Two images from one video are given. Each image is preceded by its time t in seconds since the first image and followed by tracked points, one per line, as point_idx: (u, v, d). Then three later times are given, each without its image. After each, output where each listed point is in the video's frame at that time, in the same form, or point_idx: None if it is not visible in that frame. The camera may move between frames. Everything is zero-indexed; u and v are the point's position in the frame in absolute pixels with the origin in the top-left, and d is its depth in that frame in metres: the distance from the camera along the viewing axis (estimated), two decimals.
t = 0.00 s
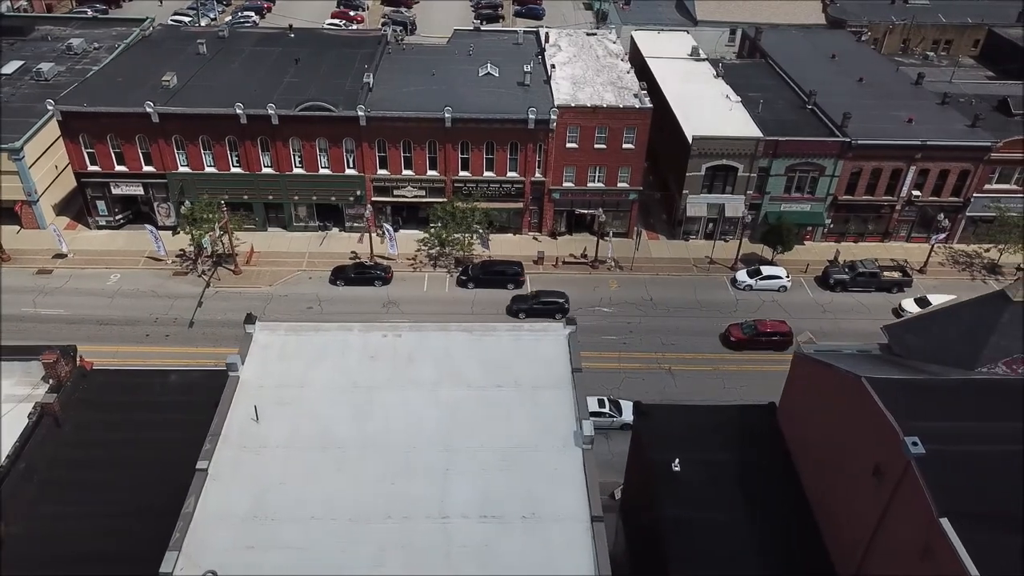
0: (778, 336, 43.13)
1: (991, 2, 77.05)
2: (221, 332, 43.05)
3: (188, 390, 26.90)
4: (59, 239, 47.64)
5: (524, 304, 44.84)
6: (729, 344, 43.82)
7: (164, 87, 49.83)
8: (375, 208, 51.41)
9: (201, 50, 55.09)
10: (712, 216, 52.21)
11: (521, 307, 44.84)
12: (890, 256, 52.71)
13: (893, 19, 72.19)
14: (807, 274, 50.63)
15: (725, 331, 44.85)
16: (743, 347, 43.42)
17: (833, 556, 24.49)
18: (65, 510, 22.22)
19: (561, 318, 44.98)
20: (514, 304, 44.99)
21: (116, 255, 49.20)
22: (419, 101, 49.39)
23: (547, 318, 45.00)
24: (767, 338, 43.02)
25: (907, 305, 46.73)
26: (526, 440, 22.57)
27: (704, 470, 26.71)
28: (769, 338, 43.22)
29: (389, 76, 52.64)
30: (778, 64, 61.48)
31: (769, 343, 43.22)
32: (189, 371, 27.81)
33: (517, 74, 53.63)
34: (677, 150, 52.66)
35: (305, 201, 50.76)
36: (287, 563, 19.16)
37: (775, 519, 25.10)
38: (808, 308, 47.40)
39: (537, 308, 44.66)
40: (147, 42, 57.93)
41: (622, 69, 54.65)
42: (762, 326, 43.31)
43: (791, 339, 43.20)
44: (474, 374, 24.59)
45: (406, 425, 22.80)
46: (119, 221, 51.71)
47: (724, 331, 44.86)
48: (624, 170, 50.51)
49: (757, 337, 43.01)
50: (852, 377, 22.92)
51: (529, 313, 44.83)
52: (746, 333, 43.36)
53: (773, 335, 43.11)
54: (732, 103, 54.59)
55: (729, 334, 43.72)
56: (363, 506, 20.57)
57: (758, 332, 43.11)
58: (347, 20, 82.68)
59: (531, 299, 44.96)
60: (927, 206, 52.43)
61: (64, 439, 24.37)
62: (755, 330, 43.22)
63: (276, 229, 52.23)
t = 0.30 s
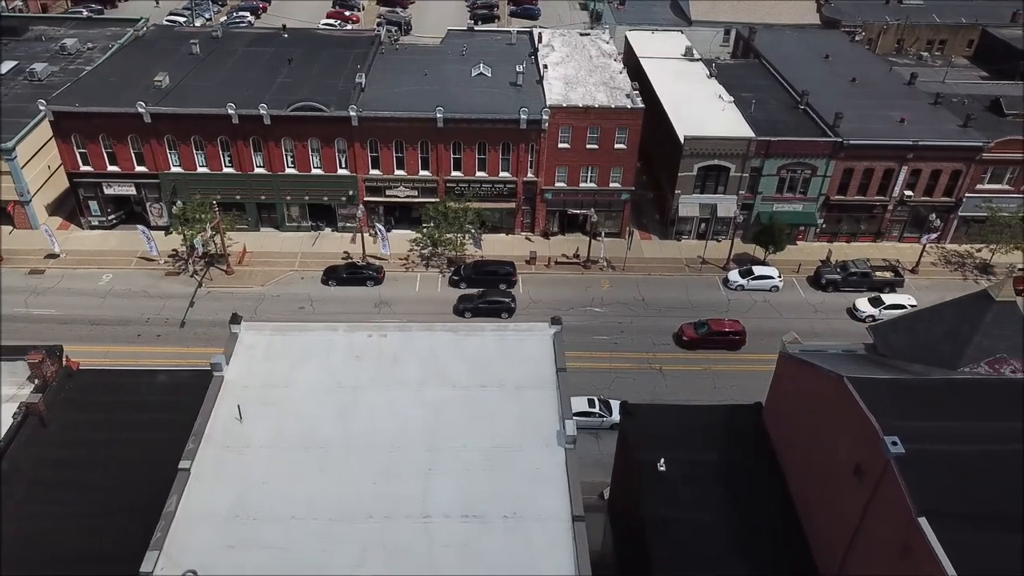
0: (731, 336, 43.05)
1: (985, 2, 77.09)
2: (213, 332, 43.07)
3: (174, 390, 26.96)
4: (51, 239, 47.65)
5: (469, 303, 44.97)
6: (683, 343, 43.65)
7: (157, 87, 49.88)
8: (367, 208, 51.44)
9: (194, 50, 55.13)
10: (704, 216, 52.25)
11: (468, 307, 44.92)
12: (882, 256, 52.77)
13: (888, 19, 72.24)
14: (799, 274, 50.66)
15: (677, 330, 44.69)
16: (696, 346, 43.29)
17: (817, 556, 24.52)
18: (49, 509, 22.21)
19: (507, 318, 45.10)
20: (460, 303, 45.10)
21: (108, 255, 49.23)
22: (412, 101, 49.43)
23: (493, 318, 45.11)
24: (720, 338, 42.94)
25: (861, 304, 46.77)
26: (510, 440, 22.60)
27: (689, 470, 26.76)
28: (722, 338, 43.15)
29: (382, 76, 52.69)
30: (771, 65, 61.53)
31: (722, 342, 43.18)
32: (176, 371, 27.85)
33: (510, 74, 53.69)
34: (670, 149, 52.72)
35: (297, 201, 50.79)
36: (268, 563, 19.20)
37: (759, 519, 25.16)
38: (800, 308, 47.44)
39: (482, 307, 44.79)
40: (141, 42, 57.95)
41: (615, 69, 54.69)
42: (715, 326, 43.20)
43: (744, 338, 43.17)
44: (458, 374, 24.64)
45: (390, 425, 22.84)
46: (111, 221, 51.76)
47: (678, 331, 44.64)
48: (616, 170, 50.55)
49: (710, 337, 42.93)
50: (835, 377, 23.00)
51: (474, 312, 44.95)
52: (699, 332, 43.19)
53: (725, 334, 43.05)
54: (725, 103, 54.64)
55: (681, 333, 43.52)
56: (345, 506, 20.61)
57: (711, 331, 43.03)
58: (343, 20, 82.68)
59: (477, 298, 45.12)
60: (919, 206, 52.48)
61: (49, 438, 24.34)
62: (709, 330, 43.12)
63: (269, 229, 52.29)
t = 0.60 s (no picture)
0: (682, 334, 43.01)
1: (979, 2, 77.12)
2: (204, 332, 43.09)
3: (160, 389, 27.03)
4: (42, 239, 47.64)
5: (414, 302, 44.86)
6: (635, 342, 43.52)
7: (149, 87, 49.91)
8: (359, 207, 51.49)
9: (187, 50, 55.18)
10: (697, 216, 52.30)
11: (413, 306, 44.83)
12: (874, 256, 52.83)
13: (882, 19, 72.29)
14: (791, 274, 50.70)
15: (630, 328, 44.58)
16: (648, 344, 43.22)
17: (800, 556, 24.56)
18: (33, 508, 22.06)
19: (452, 316, 45.05)
20: (405, 301, 44.97)
21: (100, 255, 49.27)
22: (404, 101, 49.49)
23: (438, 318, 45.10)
24: (671, 337, 42.94)
25: (814, 303, 46.58)
26: (493, 439, 22.64)
27: (674, 469, 26.80)
28: (673, 336, 43.11)
29: (374, 76, 52.77)
30: (764, 65, 61.59)
31: (673, 340, 43.14)
32: (162, 370, 27.88)
33: (502, 74, 53.75)
34: (662, 148, 52.78)
35: (289, 201, 50.83)
36: (248, 561, 19.24)
37: (743, 519, 25.20)
38: (791, 308, 47.47)
39: (426, 305, 44.73)
40: (134, 42, 57.98)
41: (608, 69, 54.76)
42: (667, 325, 43.19)
43: (695, 338, 43.19)
44: (442, 373, 24.69)
45: (373, 424, 22.89)
46: (104, 221, 51.78)
47: (630, 329, 44.55)
48: (608, 170, 50.60)
49: (662, 336, 42.91)
50: (817, 376, 23.09)
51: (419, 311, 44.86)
52: (651, 331, 43.12)
53: (677, 333, 43.01)
54: (717, 103, 54.69)
55: (634, 331, 43.35)
56: (327, 505, 20.64)
57: (663, 330, 43.02)
58: (338, 20, 82.70)
59: (423, 297, 45.02)
60: (911, 206, 52.54)
61: (35, 437, 24.12)
62: (661, 329, 43.10)
63: (261, 229, 52.36)
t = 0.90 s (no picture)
0: (632, 333, 42.86)
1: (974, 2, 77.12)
2: (194, 332, 43.12)
3: (145, 389, 27.01)
4: (34, 239, 47.61)
5: (359, 301, 44.56)
6: (585, 341, 43.46)
7: (140, 87, 49.95)
8: (351, 207, 51.55)
9: (180, 50, 55.21)
10: (688, 215, 52.35)
11: (357, 305, 44.54)
12: (866, 255, 52.88)
13: (876, 18, 72.31)
14: (783, 274, 50.74)
15: (581, 328, 44.51)
16: (599, 343, 43.13)
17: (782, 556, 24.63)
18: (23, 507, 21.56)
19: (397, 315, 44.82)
20: (349, 301, 44.67)
21: (92, 254, 49.29)
22: (396, 100, 49.54)
23: (383, 317, 44.84)
24: (621, 335, 42.80)
25: (766, 302, 46.52)
26: (475, 438, 22.68)
27: (659, 468, 26.84)
28: (623, 335, 42.97)
29: (366, 75, 52.79)
30: (757, 64, 61.63)
31: (623, 339, 43.01)
32: (148, 369, 27.83)
33: (494, 74, 53.75)
34: (654, 148, 52.79)
35: (281, 200, 50.90)
36: (228, 560, 19.28)
37: (726, 518, 25.27)
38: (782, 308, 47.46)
39: (371, 305, 44.47)
40: (127, 42, 57.96)
41: (600, 69, 54.82)
42: (617, 323, 43.00)
43: (645, 337, 43.06)
44: (426, 372, 24.73)
45: (356, 423, 22.95)
46: (96, 221, 51.74)
47: (582, 328, 44.46)
48: (600, 170, 50.65)
49: (612, 334, 42.80)
50: (799, 375, 23.15)
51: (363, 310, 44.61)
52: (601, 329, 43.05)
53: (626, 332, 42.87)
54: (709, 103, 54.70)
55: (584, 330, 43.31)
56: (308, 503, 20.68)
57: (612, 328, 42.89)
58: (333, 20, 82.73)
59: (368, 295, 44.79)
60: (903, 206, 52.59)
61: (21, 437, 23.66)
62: (610, 327, 42.97)
63: (253, 229, 52.41)
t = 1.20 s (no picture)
0: (582, 332, 42.75)
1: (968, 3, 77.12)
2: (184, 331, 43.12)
3: (130, 388, 27.02)
4: (27, 239, 47.60)
5: (303, 301, 44.55)
6: (535, 339, 43.29)
7: (132, 87, 49.97)
8: (343, 207, 51.61)
9: (172, 49, 55.22)
10: (680, 215, 52.38)
11: (301, 304, 44.55)
12: (858, 255, 52.93)
13: (870, 19, 72.35)
14: (774, 273, 50.77)
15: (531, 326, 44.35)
16: (549, 342, 43.00)
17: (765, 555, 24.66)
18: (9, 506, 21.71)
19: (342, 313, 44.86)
20: (295, 300, 44.67)
21: (84, 254, 49.32)
22: (388, 100, 49.58)
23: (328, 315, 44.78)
24: (571, 334, 42.70)
25: (718, 301, 46.49)
26: (457, 437, 22.72)
27: (643, 467, 26.86)
28: (572, 334, 42.87)
29: (358, 75, 52.84)
30: (750, 64, 61.69)
31: (573, 338, 42.91)
32: (134, 369, 27.85)
33: (486, 74, 53.77)
34: (646, 148, 52.81)
35: (273, 200, 50.97)
36: (208, 558, 19.32)
37: (709, 518, 25.31)
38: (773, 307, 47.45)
39: (315, 304, 44.46)
40: (119, 42, 57.95)
41: (593, 69, 54.88)
42: (567, 322, 42.84)
43: (595, 335, 42.95)
44: (409, 371, 24.77)
45: (338, 422, 22.99)
46: (88, 220, 51.84)
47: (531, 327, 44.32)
48: (591, 170, 50.72)
49: (561, 333, 42.69)
50: (781, 374, 23.18)
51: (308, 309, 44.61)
52: (550, 328, 42.90)
53: (576, 331, 42.75)
54: (702, 103, 54.74)
55: (534, 329, 43.10)
56: (289, 502, 20.71)
57: (562, 327, 42.74)
58: (328, 20, 82.76)
59: (313, 294, 44.79)
60: (894, 205, 52.63)
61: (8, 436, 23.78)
62: (560, 325, 42.83)
63: (245, 228, 52.48)
